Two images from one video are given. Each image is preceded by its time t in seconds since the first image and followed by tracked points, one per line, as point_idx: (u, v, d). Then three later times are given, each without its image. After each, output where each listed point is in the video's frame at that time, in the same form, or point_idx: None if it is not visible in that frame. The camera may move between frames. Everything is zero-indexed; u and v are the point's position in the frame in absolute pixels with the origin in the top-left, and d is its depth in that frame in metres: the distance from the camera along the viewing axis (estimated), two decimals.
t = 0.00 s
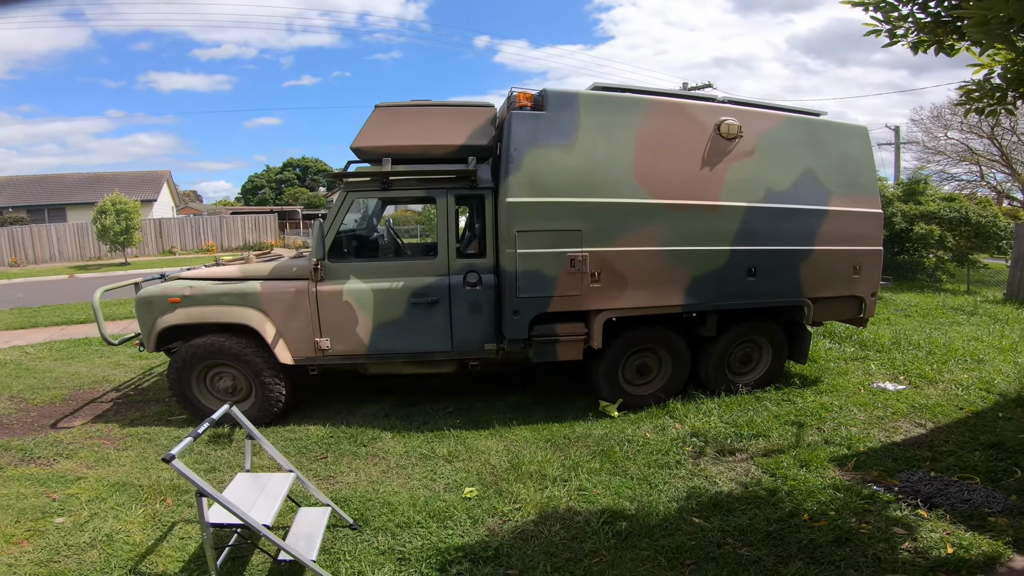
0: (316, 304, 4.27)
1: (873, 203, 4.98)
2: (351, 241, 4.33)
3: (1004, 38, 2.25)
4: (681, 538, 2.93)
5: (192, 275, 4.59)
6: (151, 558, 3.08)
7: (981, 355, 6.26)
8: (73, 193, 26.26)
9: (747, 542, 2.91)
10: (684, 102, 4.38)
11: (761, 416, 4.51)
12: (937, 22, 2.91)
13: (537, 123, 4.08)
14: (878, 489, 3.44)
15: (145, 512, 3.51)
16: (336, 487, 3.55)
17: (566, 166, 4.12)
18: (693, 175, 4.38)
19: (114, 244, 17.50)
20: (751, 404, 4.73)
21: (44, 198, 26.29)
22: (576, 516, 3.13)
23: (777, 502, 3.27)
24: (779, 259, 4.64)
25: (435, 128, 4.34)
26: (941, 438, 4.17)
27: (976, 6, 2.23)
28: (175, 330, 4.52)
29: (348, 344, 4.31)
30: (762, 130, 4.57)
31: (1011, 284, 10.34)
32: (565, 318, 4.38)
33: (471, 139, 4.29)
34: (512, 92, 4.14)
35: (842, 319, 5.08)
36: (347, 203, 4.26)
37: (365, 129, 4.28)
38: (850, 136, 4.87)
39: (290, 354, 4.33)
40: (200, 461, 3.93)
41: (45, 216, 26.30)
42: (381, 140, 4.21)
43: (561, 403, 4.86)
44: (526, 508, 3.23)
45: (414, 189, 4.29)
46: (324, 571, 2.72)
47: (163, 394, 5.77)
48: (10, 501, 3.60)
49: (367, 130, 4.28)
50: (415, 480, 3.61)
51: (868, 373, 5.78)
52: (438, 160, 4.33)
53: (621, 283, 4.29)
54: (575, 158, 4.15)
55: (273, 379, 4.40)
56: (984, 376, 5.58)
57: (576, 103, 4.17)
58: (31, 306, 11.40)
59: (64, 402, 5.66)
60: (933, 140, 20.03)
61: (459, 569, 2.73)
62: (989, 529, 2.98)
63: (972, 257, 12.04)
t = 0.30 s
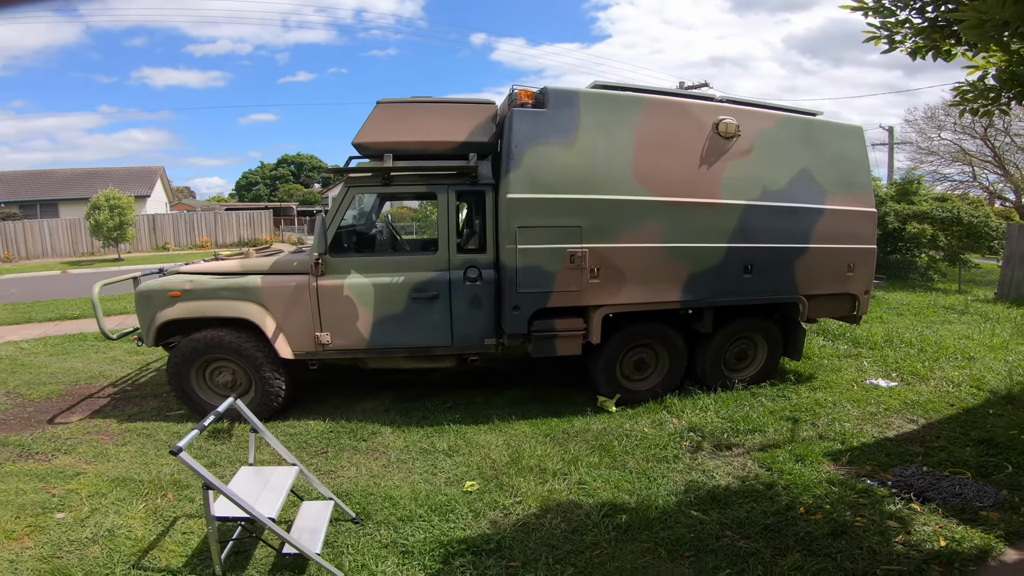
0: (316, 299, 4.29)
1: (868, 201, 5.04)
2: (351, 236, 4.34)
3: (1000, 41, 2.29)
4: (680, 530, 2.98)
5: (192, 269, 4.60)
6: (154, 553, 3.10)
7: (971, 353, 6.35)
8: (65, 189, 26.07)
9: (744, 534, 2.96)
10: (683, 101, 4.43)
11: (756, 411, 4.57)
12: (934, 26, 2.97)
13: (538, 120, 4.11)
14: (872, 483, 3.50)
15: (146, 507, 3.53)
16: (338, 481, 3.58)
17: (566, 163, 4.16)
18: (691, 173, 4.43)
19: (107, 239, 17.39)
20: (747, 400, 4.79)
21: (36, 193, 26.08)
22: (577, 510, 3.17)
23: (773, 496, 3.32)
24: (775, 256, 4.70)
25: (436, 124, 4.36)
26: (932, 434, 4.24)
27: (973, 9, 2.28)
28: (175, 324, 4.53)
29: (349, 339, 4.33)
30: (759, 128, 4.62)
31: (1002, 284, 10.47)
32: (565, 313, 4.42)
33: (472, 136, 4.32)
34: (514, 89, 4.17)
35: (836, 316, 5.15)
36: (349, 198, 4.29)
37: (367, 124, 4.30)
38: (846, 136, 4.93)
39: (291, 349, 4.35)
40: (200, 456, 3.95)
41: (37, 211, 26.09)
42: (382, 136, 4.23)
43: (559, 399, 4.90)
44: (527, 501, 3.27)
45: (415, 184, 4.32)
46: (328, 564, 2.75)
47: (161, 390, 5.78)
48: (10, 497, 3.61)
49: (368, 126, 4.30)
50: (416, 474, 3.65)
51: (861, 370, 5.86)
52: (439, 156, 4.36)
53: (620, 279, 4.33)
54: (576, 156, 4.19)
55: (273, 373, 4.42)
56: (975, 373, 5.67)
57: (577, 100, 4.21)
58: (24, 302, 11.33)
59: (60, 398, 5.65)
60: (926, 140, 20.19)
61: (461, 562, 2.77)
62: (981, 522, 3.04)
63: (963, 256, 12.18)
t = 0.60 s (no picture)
0: (313, 297, 4.32)
1: (857, 205, 5.14)
2: (347, 235, 4.39)
3: (987, 47, 2.37)
4: (672, 527, 3.04)
5: (188, 266, 4.61)
6: (151, 550, 3.12)
7: (957, 355, 6.47)
8: (54, 184, 25.82)
9: (735, 530, 3.03)
10: (678, 104, 4.49)
11: (747, 411, 4.65)
12: (923, 31, 3.04)
13: (535, 122, 4.16)
14: (858, 481, 3.58)
15: (142, 504, 3.55)
16: (334, 478, 3.61)
17: (562, 164, 4.22)
18: (685, 175, 4.49)
19: (98, 236, 17.25)
20: (737, 399, 4.87)
21: (25, 188, 25.81)
22: (571, 506, 3.23)
23: (763, 493, 3.39)
24: (766, 258, 4.78)
25: (434, 124, 4.40)
26: (918, 434, 4.33)
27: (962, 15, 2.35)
28: (170, 321, 4.53)
29: (346, 336, 4.36)
30: (752, 132, 4.70)
31: (988, 287, 10.63)
32: (559, 313, 4.48)
33: (469, 136, 4.37)
34: (511, 91, 4.22)
35: (825, 317, 5.24)
36: (346, 197, 4.33)
37: (365, 124, 4.34)
38: (836, 140, 5.02)
39: (287, 346, 4.38)
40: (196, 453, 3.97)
41: (26, 207, 25.84)
42: (381, 136, 4.27)
43: (552, 397, 4.96)
44: (522, 498, 3.32)
45: (412, 184, 4.37)
46: (326, 560, 2.78)
47: (154, 387, 5.78)
48: (3, 495, 3.61)
49: (366, 125, 4.33)
50: (412, 471, 3.69)
51: (849, 371, 5.96)
52: (437, 156, 4.40)
53: (614, 279, 4.40)
54: (572, 157, 4.24)
55: (269, 371, 4.45)
56: (960, 375, 5.78)
57: (573, 102, 4.26)
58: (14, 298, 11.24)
59: (52, 395, 5.64)
60: (915, 144, 20.42)
61: (457, 558, 2.81)
62: (963, 520, 3.13)
63: (950, 259, 12.36)
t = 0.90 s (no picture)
0: (316, 298, 4.32)
1: (858, 211, 5.16)
2: (350, 236, 4.38)
3: (994, 56, 2.38)
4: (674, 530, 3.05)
5: (189, 266, 4.60)
6: (153, 551, 3.12)
7: (955, 361, 6.50)
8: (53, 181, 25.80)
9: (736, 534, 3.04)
10: (682, 109, 4.51)
11: (747, 415, 4.66)
12: (929, 38, 3.06)
13: (540, 126, 4.17)
14: (858, 485, 3.60)
15: (143, 505, 3.54)
16: (336, 480, 3.61)
17: (567, 168, 4.23)
18: (689, 180, 4.51)
19: (97, 234, 17.23)
20: (737, 404, 4.89)
21: (24, 185, 25.77)
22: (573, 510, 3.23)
23: (764, 497, 3.41)
24: (767, 264, 4.79)
25: (438, 126, 4.41)
26: (916, 439, 4.35)
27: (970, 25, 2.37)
28: (172, 321, 4.53)
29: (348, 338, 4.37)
30: (755, 138, 4.71)
31: (986, 294, 10.67)
32: (561, 316, 4.49)
33: (474, 139, 4.38)
34: (517, 94, 4.23)
35: (825, 323, 5.26)
36: (350, 199, 4.32)
37: (370, 125, 4.34)
38: (838, 146, 5.05)
39: (289, 347, 4.38)
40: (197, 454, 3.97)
41: (25, 203, 25.79)
42: (386, 137, 4.28)
43: (553, 400, 4.97)
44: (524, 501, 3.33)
45: (417, 186, 4.37)
46: (329, 562, 2.79)
47: (154, 387, 5.77)
48: (3, 494, 3.60)
49: (371, 126, 4.34)
50: (414, 474, 3.69)
51: (848, 376, 5.98)
52: (441, 158, 4.41)
53: (617, 284, 4.41)
54: (576, 161, 4.26)
55: (271, 372, 4.45)
56: (958, 381, 5.81)
57: (578, 107, 4.28)
58: (13, 295, 11.22)
59: (51, 394, 5.63)
60: (915, 150, 20.49)
61: (459, 560, 2.82)
62: (961, 524, 3.14)
63: (948, 266, 12.40)
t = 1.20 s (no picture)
0: (321, 295, 4.27)
1: (869, 216, 5.10)
2: (356, 233, 4.34)
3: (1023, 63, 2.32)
4: (682, 536, 3.00)
5: (193, 261, 4.55)
6: (151, 552, 3.07)
7: (961, 368, 6.44)
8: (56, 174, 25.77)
9: (744, 540, 2.99)
10: (695, 110, 4.45)
11: (754, 420, 4.61)
12: (952, 42, 3.00)
13: (551, 124, 4.12)
14: (866, 492, 3.54)
15: (141, 505, 3.49)
16: (338, 480, 3.56)
17: (577, 167, 4.18)
18: (700, 182, 4.46)
19: (98, 227, 17.18)
20: (744, 409, 4.83)
21: (26, 178, 25.74)
22: (578, 514, 3.19)
23: (772, 503, 3.35)
24: (777, 268, 4.74)
25: (447, 122, 4.37)
26: (924, 446, 4.29)
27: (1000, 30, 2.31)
28: (173, 316, 4.48)
29: (352, 336, 4.32)
30: (768, 140, 4.66)
31: (991, 300, 10.60)
32: (569, 317, 4.44)
33: (483, 136, 4.34)
34: (528, 92, 4.18)
35: (833, 329, 5.20)
36: (356, 194, 4.27)
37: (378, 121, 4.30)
38: (851, 150, 4.99)
39: (292, 345, 4.33)
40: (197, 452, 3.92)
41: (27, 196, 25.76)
42: (394, 133, 4.23)
43: (558, 403, 4.91)
44: (530, 504, 3.28)
45: (424, 183, 4.34)
46: (332, 566, 2.74)
47: (153, 383, 5.72)
48: None
49: (379, 122, 4.29)
50: (417, 475, 3.64)
51: (854, 382, 5.92)
52: (449, 156, 4.37)
53: (625, 286, 4.36)
54: (587, 161, 4.20)
55: (273, 370, 4.40)
56: (965, 387, 5.75)
57: (590, 106, 4.22)
58: (13, 288, 11.18)
59: (49, 389, 5.58)
60: (920, 156, 20.42)
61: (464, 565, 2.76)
62: (971, 531, 3.09)
63: (953, 272, 12.33)
